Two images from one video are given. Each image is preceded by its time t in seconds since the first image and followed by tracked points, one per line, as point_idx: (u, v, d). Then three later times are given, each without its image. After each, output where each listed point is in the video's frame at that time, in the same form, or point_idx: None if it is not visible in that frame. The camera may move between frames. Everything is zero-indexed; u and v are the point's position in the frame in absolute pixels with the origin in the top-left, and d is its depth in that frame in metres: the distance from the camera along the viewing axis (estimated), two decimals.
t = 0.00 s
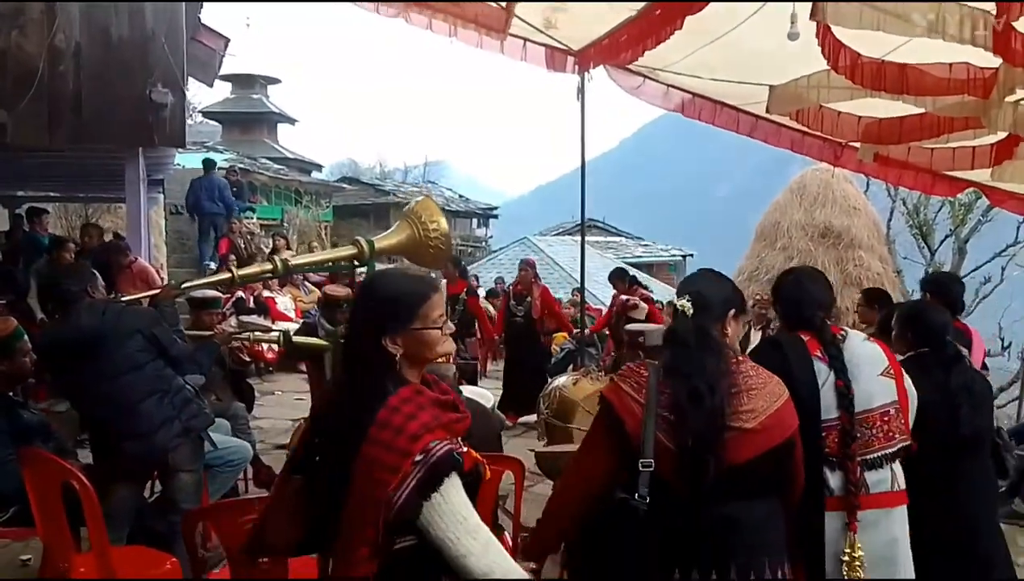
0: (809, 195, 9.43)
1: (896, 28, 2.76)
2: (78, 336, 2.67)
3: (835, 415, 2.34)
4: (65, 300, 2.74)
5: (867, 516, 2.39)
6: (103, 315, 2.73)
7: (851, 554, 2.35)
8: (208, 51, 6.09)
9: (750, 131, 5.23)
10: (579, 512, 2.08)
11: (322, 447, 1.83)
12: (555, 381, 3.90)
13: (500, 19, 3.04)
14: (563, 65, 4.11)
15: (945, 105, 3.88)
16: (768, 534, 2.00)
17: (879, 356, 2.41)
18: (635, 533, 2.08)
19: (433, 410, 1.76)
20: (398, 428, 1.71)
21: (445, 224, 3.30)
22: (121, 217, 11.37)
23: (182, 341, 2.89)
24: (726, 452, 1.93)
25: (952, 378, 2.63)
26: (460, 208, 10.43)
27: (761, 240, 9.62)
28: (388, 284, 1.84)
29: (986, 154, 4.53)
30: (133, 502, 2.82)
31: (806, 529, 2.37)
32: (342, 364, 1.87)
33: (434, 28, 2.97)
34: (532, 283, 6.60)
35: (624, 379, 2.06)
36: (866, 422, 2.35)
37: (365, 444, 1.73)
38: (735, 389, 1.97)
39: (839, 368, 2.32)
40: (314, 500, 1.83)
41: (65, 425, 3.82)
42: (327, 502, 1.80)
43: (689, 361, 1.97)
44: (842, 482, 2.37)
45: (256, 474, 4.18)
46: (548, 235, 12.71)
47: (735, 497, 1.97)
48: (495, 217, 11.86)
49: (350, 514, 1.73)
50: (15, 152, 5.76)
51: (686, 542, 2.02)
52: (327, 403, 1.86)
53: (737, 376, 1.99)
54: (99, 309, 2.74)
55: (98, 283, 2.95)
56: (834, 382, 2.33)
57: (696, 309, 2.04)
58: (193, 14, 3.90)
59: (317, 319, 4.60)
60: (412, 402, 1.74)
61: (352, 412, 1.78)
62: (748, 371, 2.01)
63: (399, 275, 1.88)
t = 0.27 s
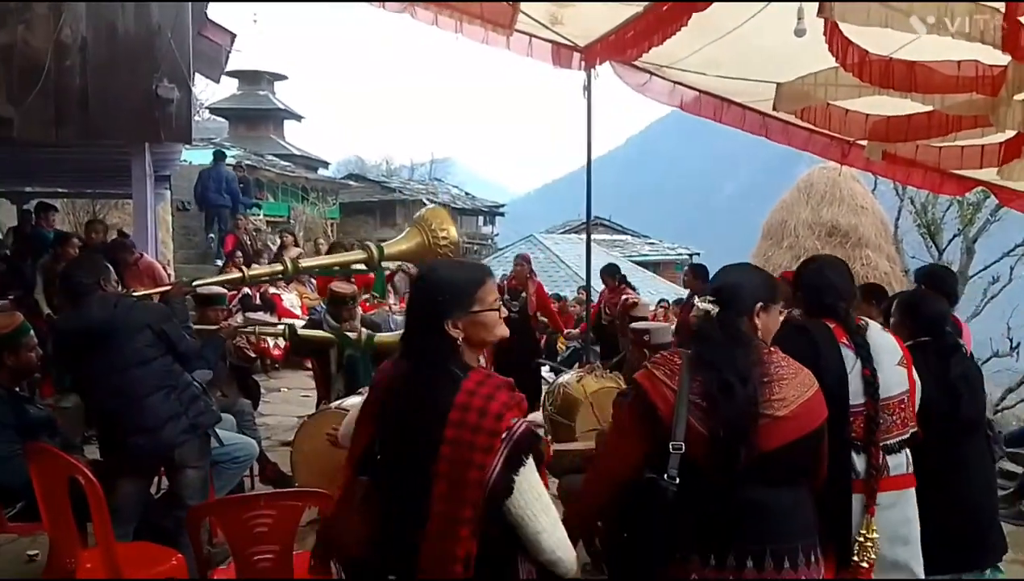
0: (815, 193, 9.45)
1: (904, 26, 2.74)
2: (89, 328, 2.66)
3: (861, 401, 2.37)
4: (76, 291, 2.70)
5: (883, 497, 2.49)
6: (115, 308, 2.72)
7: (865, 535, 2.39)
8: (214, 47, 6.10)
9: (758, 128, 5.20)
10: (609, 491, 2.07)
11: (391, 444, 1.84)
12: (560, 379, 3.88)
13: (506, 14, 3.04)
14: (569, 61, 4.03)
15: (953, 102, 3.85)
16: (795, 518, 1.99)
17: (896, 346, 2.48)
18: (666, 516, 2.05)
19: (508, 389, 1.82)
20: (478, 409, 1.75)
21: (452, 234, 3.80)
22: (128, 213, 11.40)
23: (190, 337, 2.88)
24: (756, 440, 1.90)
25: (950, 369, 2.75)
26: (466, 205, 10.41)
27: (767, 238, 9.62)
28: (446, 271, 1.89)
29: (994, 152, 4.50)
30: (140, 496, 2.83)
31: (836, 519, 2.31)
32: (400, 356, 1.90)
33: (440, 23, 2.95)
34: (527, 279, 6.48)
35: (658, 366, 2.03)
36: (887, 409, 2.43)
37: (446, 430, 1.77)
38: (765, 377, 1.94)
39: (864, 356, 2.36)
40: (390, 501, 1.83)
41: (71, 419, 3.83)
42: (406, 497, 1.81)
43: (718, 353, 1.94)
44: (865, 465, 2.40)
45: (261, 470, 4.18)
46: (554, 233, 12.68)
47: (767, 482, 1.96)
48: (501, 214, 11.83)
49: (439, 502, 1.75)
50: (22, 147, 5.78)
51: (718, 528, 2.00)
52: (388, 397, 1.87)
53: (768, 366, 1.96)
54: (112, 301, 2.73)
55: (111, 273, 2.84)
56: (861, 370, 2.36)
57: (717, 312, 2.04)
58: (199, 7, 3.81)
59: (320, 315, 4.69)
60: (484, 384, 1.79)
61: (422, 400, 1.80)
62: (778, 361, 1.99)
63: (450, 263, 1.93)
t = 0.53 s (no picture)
0: (831, 194, 9.41)
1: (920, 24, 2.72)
2: (110, 329, 2.70)
3: (904, 400, 2.42)
4: (97, 292, 2.73)
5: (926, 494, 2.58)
6: (135, 309, 2.75)
7: (919, 540, 2.47)
8: (229, 52, 6.14)
9: (771, 129, 5.17)
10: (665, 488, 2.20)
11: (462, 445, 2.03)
12: (574, 380, 3.89)
13: (518, 16, 3.04)
14: (582, 63, 4.07)
15: (970, 101, 3.85)
16: (852, 515, 2.06)
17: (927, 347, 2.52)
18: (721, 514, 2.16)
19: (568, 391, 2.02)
20: (547, 414, 1.95)
21: (467, 243, 3.72)
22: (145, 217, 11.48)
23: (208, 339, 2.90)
24: (802, 442, 2.00)
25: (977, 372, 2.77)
26: (480, 208, 10.41)
27: (782, 240, 9.54)
28: (504, 281, 2.06)
29: (1011, 152, 4.45)
30: (156, 497, 2.86)
31: (894, 519, 2.41)
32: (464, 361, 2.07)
33: (452, 26, 2.96)
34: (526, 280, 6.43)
35: (711, 368, 2.15)
36: (928, 406, 2.50)
37: (514, 433, 1.96)
38: (816, 379, 2.02)
39: (906, 360, 2.41)
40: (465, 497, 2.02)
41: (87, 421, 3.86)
42: (483, 490, 2.00)
43: (762, 360, 2.05)
44: (912, 464, 2.45)
45: (276, 471, 4.20)
46: (568, 235, 12.65)
47: (818, 481, 2.04)
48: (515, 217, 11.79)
49: (512, 497, 1.96)
50: (40, 152, 5.85)
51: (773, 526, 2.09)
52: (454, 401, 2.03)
53: (820, 366, 2.04)
54: (132, 303, 2.76)
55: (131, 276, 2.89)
56: (902, 376, 2.42)
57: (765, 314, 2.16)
58: (215, 14, 3.90)
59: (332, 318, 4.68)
60: (551, 385, 2.00)
61: (491, 404, 1.98)
62: (831, 360, 2.06)
63: (506, 270, 2.10)
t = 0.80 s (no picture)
0: (857, 198, 9.32)
1: (949, 26, 2.69)
2: (150, 329, 2.73)
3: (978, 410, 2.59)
4: (138, 293, 2.78)
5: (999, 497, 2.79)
6: (175, 310, 2.79)
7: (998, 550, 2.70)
8: (256, 57, 6.23)
9: (797, 132, 5.15)
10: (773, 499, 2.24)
11: (547, 443, 1.98)
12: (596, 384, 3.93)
13: (542, 19, 3.05)
14: (606, 66, 4.03)
15: (1001, 102, 3.81)
16: (963, 537, 2.09)
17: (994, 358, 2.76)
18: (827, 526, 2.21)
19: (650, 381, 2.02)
20: (640, 405, 1.95)
21: (491, 250, 3.76)
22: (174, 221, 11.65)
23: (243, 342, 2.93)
24: (908, 460, 2.05)
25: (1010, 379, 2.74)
26: (504, 211, 10.43)
27: (807, 243, 9.42)
28: (565, 278, 2.03)
29: None
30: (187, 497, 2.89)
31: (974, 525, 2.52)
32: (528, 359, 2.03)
33: (477, 30, 2.97)
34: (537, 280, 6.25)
35: (817, 378, 2.21)
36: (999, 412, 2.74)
37: (608, 425, 1.94)
38: (930, 398, 2.06)
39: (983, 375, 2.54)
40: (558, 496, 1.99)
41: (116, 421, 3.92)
42: (580, 486, 1.98)
43: (868, 373, 2.10)
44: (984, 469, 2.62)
45: (301, 473, 4.23)
46: (591, 239, 12.64)
47: (926, 502, 2.07)
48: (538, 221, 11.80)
49: (617, 488, 1.94)
50: (72, 156, 5.96)
51: (881, 540, 2.13)
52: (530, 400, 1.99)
53: (937, 384, 2.07)
54: (172, 304, 2.80)
55: (168, 278, 2.96)
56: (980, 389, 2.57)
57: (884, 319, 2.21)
58: (244, 21, 3.97)
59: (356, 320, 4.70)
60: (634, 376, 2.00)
61: (572, 403, 1.94)
62: (949, 377, 2.10)
63: (562, 268, 2.09)
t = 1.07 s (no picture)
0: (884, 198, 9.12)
1: (977, 23, 2.66)
2: (187, 329, 2.78)
3: None
4: (173, 294, 2.83)
5: None
6: (210, 311, 2.83)
7: None
8: (280, 61, 6.30)
9: (821, 131, 5.12)
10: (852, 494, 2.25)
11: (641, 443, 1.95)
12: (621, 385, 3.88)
13: (563, 21, 3.06)
14: (626, 66, 4.12)
15: None
16: None
17: None
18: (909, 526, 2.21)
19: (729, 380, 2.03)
20: (726, 405, 1.96)
21: (515, 254, 3.73)
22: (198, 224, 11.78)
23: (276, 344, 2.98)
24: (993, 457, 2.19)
25: None
26: (524, 213, 10.44)
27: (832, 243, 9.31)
28: (646, 280, 2.04)
29: None
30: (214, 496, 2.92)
31: None
32: (607, 365, 1.99)
33: (498, 31, 2.97)
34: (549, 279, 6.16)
35: (901, 373, 2.27)
36: None
37: (696, 423, 1.95)
38: (1016, 396, 2.22)
39: None
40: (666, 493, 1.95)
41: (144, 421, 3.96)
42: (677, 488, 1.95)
43: (965, 371, 2.19)
44: None
45: (323, 473, 4.25)
46: (613, 240, 12.61)
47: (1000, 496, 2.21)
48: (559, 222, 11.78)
49: (707, 486, 1.93)
50: (100, 160, 6.05)
51: (959, 538, 2.19)
52: (622, 401, 1.97)
53: None
54: (209, 305, 2.83)
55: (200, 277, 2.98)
56: None
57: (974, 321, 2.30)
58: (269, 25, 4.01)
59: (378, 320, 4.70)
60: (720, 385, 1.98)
61: (664, 404, 1.94)
62: None
63: (649, 267, 2.09)
